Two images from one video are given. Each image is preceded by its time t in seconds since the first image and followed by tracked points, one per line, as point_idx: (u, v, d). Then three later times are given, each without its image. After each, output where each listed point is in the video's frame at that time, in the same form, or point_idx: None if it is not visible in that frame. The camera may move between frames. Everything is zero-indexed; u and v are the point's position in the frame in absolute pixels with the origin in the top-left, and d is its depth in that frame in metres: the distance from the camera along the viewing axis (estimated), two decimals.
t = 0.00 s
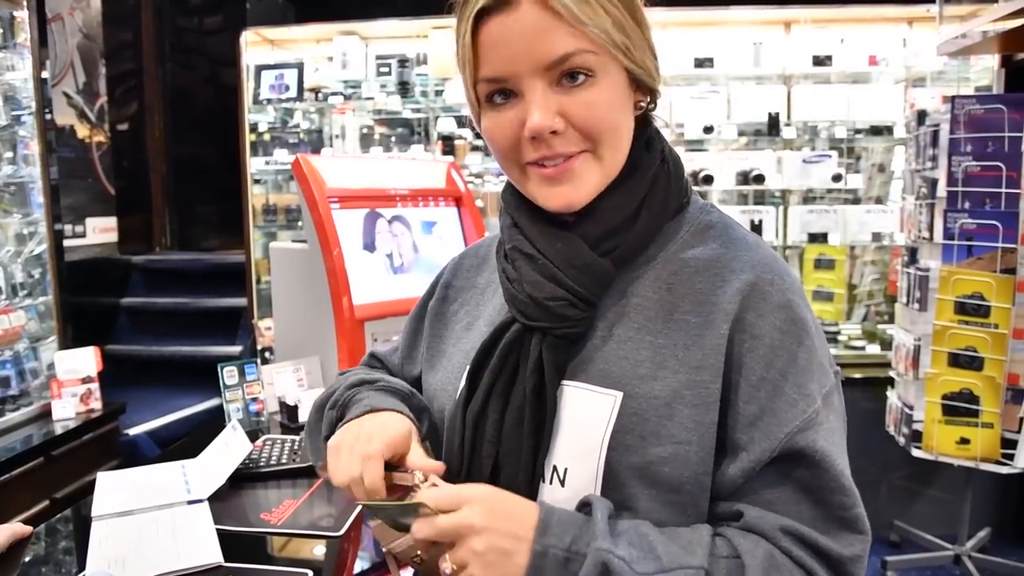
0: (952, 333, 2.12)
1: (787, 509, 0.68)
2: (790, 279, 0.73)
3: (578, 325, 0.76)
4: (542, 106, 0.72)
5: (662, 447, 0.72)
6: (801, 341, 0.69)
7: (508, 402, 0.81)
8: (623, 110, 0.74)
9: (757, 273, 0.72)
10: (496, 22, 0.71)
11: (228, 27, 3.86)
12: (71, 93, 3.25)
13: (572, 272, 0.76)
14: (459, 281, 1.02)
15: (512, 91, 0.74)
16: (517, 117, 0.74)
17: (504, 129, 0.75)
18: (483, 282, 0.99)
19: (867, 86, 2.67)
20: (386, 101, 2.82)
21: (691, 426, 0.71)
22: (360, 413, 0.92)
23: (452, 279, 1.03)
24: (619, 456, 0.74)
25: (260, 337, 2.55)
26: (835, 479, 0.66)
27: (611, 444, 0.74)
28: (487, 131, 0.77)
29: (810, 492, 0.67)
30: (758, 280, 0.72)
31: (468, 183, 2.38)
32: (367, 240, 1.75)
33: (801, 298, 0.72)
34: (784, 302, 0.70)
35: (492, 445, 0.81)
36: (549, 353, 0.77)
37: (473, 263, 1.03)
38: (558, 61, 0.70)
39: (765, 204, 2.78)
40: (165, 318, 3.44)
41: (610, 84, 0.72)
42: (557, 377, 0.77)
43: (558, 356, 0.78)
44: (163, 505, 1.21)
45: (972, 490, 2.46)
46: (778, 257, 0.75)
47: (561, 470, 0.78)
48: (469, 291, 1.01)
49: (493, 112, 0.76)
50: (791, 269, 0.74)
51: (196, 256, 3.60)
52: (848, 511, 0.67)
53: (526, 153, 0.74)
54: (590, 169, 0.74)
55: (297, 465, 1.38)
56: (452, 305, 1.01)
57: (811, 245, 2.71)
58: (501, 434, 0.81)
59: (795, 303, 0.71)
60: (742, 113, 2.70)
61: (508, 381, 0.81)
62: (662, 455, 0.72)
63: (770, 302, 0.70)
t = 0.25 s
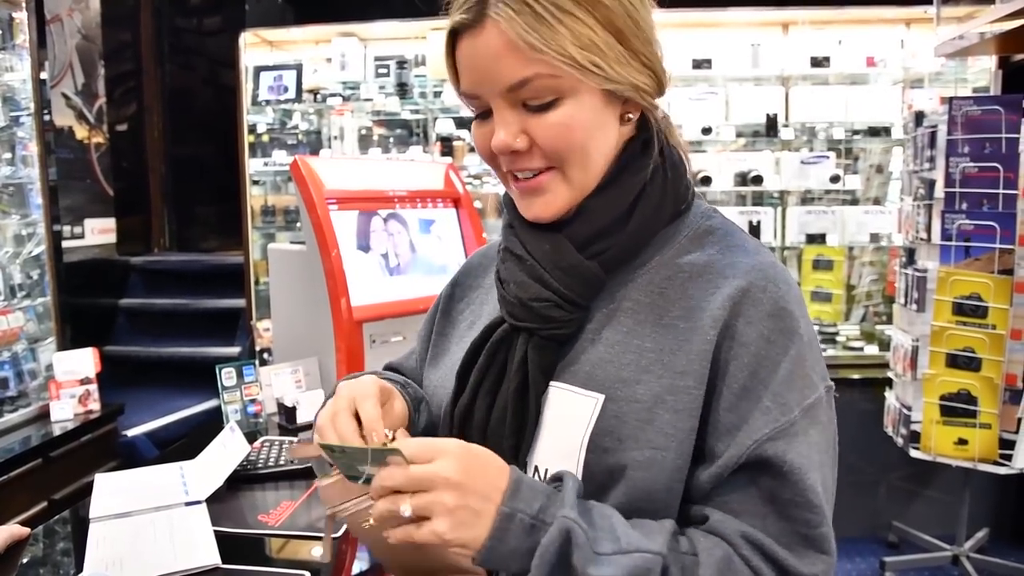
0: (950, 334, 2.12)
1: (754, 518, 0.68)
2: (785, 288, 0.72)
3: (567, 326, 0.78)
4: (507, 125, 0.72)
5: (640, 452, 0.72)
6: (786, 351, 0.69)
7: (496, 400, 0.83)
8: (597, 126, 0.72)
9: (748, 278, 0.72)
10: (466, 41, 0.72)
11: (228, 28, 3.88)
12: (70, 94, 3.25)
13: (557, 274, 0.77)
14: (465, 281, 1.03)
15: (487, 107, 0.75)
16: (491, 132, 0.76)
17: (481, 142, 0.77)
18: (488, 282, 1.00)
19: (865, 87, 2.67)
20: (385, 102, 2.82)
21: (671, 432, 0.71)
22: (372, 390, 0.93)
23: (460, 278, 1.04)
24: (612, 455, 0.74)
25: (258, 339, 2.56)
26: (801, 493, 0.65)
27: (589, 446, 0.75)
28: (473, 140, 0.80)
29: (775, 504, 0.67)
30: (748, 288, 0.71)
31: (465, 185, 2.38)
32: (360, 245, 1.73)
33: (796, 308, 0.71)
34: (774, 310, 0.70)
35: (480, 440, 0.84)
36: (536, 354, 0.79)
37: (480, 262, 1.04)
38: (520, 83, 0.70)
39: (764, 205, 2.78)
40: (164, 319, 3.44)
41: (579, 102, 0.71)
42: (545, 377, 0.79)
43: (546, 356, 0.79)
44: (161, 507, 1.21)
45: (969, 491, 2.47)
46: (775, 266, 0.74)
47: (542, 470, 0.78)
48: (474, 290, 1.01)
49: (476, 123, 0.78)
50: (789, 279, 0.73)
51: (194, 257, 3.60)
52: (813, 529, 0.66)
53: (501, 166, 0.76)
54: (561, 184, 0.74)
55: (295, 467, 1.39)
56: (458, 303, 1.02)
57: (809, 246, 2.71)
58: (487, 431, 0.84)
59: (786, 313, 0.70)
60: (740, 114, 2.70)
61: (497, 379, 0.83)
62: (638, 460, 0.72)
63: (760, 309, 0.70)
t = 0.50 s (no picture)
0: (947, 336, 2.12)
1: (731, 523, 0.68)
2: (781, 293, 0.71)
3: (562, 327, 0.78)
4: (498, 128, 0.73)
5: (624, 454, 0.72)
6: (774, 355, 0.68)
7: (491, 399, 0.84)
8: (587, 130, 0.73)
9: (740, 282, 0.71)
10: (459, 46, 0.74)
11: (226, 29, 3.86)
12: (69, 95, 3.25)
13: (551, 275, 0.77)
14: (471, 281, 1.04)
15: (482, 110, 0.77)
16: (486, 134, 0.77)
17: (478, 144, 0.79)
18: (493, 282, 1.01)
19: (863, 90, 2.67)
20: (383, 104, 2.82)
21: (658, 437, 0.70)
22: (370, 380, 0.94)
23: (468, 277, 1.05)
24: (609, 452, 0.73)
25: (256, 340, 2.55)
26: (777, 500, 0.65)
27: (577, 449, 0.75)
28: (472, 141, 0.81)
29: (751, 509, 0.67)
30: (740, 292, 0.71)
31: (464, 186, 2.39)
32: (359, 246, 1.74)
33: (792, 314, 0.70)
34: (767, 316, 0.69)
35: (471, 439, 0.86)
36: (530, 355, 0.79)
37: (487, 263, 1.05)
38: (509, 87, 0.71)
39: (762, 207, 2.78)
40: (162, 320, 3.44)
41: (569, 106, 0.71)
42: (540, 379, 0.79)
43: (539, 358, 0.79)
44: (158, 509, 1.21)
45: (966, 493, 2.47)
46: (772, 271, 0.73)
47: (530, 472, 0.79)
48: (479, 290, 1.02)
49: (474, 125, 0.80)
50: (786, 284, 0.72)
51: (192, 259, 3.60)
52: (789, 539, 0.65)
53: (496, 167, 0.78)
54: (553, 186, 0.75)
55: (293, 469, 1.38)
56: (464, 303, 1.03)
57: (807, 248, 2.71)
58: (480, 431, 0.85)
59: (779, 318, 0.69)
60: (738, 116, 2.71)
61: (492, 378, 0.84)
62: (624, 463, 0.72)
63: (752, 313, 0.70)
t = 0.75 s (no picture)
0: (945, 336, 2.13)
1: (729, 535, 0.67)
2: (768, 295, 0.70)
3: (548, 327, 0.79)
4: (483, 129, 0.76)
5: (613, 459, 0.72)
6: (762, 359, 0.68)
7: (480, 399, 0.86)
8: (570, 129, 0.74)
9: (728, 284, 0.71)
10: (444, 49, 0.76)
11: (223, 30, 3.92)
12: (67, 97, 3.25)
13: (537, 274, 0.79)
14: (472, 282, 1.05)
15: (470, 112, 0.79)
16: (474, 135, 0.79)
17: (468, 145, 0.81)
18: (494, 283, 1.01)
19: (861, 90, 2.67)
20: (381, 105, 2.81)
21: (646, 441, 0.71)
22: (366, 419, 0.93)
23: (470, 278, 1.05)
24: (598, 455, 0.73)
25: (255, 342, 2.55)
26: (777, 513, 0.65)
27: (564, 451, 0.76)
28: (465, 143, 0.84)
29: (751, 521, 0.66)
30: (727, 294, 0.70)
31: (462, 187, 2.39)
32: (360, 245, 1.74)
33: (778, 315, 0.70)
34: (753, 318, 0.69)
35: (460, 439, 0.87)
36: (517, 355, 0.81)
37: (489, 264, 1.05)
38: (491, 89, 0.73)
39: (760, 208, 2.78)
40: (160, 321, 3.45)
41: (550, 105, 0.73)
42: (528, 379, 0.80)
43: (526, 358, 0.81)
44: (156, 509, 1.21)
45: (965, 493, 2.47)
46: (759, 272, 0.72)
47: (519, 472, 0.80)
48: (479, 291, 1.02)
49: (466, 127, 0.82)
50: (774, 285, 0.71)
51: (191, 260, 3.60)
52: (789, 550, 0.66)
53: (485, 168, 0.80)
54: (538, 185, 0.77)
55: (292, 470, 1.37)
56: (465, 303, 1.04)
57: (805, 249, 2.71)
58: (469, 430, 0.87)
59: (765, 321, 0.69)
60: (736, 117, 2.71)
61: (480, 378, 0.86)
62: (611, 467, 0.72)
63: (739, 316, 0.69)
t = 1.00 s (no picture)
0: (943, 336, 2.13)
1: (714, 544, 0.67)
2: (755, 301, 0.70)
3: (533, 328, 0.80)
4: (467, 140, 0.78)
5: (595, 462, 0.72)
6: (745, 364, 0.68)
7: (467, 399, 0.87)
8: (551, 136, 0.75)
9: (714, 289, 0.71)
10: (426, 63, 0.78)
11: (222, 31, 3.92)
12: (65, 97, 3.25)
13: (523, 277, 0.80)
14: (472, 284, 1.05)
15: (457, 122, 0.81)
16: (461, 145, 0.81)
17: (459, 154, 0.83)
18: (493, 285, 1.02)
19: (860, 91, 2.68)
20: (380, 105, 2.81)
21: (627, 444, 0.71)
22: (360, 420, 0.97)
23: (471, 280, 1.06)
24: (579, 458, 0.74)
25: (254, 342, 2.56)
26: (763, 523, 0.65)
27: (545, 452, 0.76)
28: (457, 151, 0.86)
29: (736, 530, 0.66)
30: (712, 299, 0.70)
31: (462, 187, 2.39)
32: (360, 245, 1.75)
33: (762, 320, 0.70)
34: (737, 323, 0.69)
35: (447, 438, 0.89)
36: (503, 356, 0.82)
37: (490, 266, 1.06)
38: (470, 101, 0.75)
39: (758, 208, 2.79)
40: (159, 322, 3.45)
41: (529, 114, 0.74)
42: (513, 380, 0.82)
43: (513, 359, 0.82)
44: (157, 508, 1.21)
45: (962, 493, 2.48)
46: (746, 277, 0.72)
47: (502, 471, 0.81)
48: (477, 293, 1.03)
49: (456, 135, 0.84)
50: (761, 291, 0.71)
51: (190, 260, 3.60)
52: (775, 558, 0.66)
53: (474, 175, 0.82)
54: (523, 191, 0.78)
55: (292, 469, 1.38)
56: (464, 304, 1.04)
57: (804, 249, 2.72)
58: (456, 430, 0.88)
59: (749, 326, 0.69)
60: (735, 117, 2.71)
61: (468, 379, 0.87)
62: (593, 469, 0.73)
63: (723, 320, 0.69)
